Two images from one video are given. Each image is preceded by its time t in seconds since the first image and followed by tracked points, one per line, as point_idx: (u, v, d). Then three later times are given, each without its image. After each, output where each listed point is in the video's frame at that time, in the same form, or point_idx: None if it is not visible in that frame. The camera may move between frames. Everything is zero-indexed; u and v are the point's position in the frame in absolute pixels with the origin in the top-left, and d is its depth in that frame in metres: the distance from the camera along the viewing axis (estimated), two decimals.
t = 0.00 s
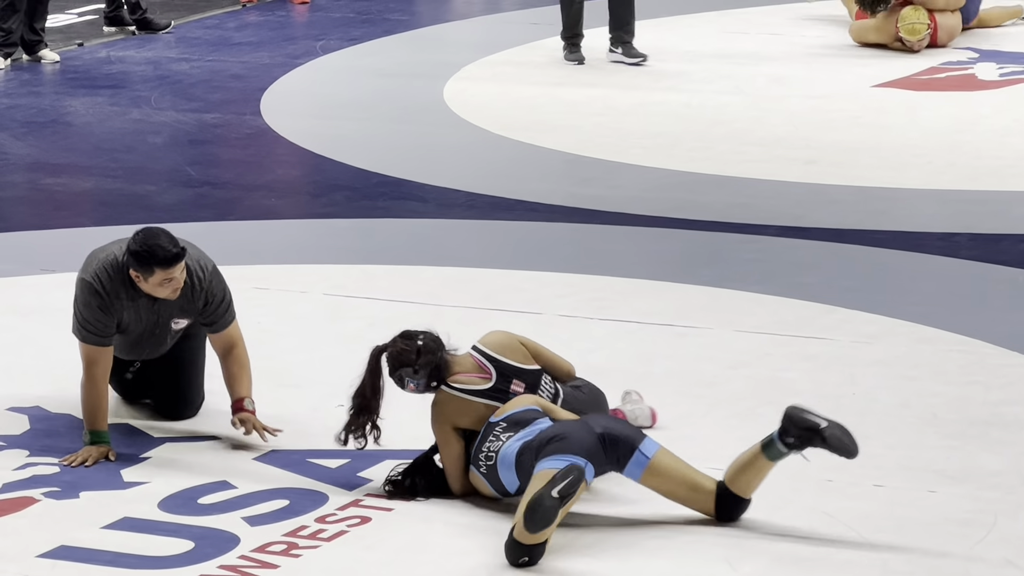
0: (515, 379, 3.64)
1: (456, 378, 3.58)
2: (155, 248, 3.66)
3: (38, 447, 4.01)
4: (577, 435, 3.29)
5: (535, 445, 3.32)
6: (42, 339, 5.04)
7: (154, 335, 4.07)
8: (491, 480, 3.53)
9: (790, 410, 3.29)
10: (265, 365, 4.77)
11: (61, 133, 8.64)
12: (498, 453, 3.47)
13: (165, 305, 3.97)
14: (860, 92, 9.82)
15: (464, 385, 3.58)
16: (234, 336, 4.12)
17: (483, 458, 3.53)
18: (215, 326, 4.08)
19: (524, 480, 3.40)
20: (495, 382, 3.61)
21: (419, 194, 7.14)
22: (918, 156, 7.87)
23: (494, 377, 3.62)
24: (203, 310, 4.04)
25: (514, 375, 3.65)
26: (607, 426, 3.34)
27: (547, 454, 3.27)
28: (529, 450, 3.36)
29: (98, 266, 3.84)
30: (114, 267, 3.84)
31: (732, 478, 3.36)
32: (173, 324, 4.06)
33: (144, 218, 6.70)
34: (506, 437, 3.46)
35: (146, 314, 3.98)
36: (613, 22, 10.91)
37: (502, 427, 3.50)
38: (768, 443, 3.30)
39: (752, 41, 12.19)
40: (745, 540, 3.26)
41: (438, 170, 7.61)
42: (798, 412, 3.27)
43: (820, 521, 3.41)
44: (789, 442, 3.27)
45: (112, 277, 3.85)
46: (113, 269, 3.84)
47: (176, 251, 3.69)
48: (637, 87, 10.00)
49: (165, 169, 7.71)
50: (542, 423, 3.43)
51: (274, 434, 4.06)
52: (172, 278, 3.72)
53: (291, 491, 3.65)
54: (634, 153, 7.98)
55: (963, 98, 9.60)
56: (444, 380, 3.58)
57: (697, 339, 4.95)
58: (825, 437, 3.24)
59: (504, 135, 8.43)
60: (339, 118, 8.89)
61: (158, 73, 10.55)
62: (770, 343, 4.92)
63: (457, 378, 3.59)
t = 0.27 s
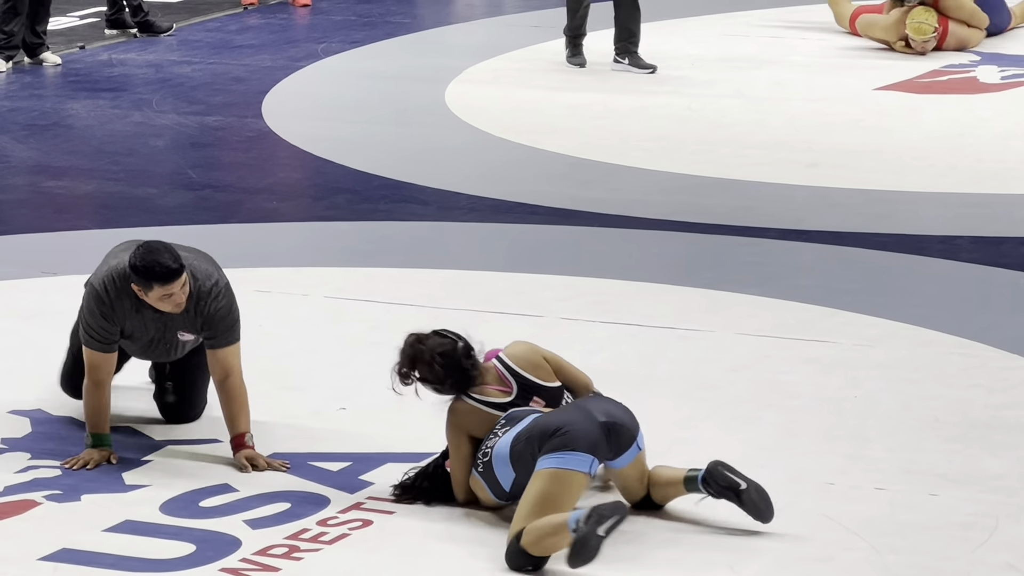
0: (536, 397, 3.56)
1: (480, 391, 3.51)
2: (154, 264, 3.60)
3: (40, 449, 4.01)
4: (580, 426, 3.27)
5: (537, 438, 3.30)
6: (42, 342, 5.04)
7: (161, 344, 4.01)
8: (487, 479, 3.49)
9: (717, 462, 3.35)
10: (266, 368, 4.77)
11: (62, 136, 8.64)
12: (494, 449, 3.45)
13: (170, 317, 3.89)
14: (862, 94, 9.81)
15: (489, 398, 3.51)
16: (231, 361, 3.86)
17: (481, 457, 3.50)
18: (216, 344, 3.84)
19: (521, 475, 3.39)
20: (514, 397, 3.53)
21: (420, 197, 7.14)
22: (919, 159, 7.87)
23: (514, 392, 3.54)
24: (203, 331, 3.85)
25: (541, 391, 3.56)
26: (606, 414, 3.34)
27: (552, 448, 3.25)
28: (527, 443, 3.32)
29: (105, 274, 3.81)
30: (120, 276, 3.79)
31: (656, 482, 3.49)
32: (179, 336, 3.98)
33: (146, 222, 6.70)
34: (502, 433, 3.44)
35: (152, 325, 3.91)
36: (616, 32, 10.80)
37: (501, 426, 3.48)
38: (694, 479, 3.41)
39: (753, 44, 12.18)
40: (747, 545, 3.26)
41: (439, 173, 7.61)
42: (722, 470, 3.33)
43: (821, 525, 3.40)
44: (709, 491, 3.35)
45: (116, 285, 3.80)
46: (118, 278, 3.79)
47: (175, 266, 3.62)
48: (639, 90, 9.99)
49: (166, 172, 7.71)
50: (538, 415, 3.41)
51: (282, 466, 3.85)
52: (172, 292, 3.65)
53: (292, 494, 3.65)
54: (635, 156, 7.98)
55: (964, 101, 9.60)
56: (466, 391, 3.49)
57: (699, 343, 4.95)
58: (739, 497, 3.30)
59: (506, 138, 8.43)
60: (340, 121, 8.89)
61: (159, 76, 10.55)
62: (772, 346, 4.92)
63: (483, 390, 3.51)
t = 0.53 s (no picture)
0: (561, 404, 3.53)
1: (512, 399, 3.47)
2: (173, 266, 3.61)
3: (41, 451, 4.02)
4: (620, 441, 3.26)
5: (570, 445, 3.27)
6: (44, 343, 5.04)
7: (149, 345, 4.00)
8: (515, 479, 3.43)
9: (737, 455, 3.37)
10: (267, 370, 4.77)
11: (64, 138, 8.65)
12: (523, 448, 3.38)
13: (167, 321, 3.88)
14: (863, 97, 9.82)
15: (520, 405, 3.47)
16: (238, 374, 3.86)
17: (508, 455, 3.43)
18: (219, 358, 3.85)
19: (552, 474, 3.33)
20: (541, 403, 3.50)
21: (422, 199, 7.14)
22: (920, 161, 7.87)
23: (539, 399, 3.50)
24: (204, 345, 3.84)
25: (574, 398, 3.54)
26: (645, 428, 3.34)
27: (586, 460, 3.24)
28: (560, 449, 3.29)
29: (116, 262, 3.81)
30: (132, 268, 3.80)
31: (674, 484, 3.47)
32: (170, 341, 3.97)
33: (147, 224, 6.71)
34: (531, 431, 3.39)
35: (147, 325, 3.90)
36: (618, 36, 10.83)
37: (528, 424, 3.43)
38: (713, 475, 3.41)
39: (754, 47, 12.19)
40: (747, 549, 3.26)
41: (440, 176, 7.61)
42: (742, 460, 3.34)
43: (824, 527, 3.41)
44: (729, 483, 3.37)
45: (125, 277, 3.80)
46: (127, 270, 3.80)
47: (193, 276, 3.62)
48: (640, 93, 9.99)
49: (168, 174, 7.71)
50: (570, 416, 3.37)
51: (285, 468, 3.86)
52: (181, 301, 3.65)
53: (294, 496, 3.66)
54: (636, 159, 7.98)
55: (966, 103, 9.60)
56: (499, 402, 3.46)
57: (700, 345, 4.95)
58: (761, 488, 3.32)
59: (507, 140, 8.44)
60: (342, 124, 8.90)
61: (161, 79, 10.56)
62: (773, 348, 4.92)
63: (515, 398, 3.48)
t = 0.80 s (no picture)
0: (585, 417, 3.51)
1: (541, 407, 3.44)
2: (198, 256, 3.61)
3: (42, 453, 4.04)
4: (664, 475, 3.27)
5: (613, 468, 3.24)
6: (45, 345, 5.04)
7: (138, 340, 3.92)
8: (543, 481, 3.33)
9: (749, 479, 3.37)
10: (269, 372, 4.77)
11: (65, 140, 8.64)
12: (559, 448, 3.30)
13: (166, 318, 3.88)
14: (864, 99, 9.81)
15: (545, 414, 3.45)
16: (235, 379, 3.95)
17: (539, 455, 3.34)
18: (213, 363, 3.94)
19: (587, 486, 3.28)
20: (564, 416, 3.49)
21: (423, 201, 7.14)
22: (922, 163, 7.87)
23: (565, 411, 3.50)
24: (203, 348, 3.93)
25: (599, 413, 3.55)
26: (684, 463, 3.35)
27: (627, 488, 3.22)
28: (601, 464, 3.26)
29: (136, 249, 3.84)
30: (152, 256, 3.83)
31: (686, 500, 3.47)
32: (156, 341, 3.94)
33: (148, 226, 6.70)
34: (568, 433, 3.33)
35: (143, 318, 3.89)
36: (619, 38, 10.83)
37: (563, 427, 3.38)
38: (726, 494, 3.41)
39: (756, 48, 12.18)
40: (748, 551, 3.26)
41: (442, 177, 7.61)
42: (753, 485, 3.35)
43: (825, 529, 3.41)
44: (741, 506, 3.37)
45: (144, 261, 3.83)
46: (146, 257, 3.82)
47: (218, 270, 3.64)
48: (642, 94, 9.99)
49: (169, 176, 7.71)
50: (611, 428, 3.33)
51: (285, 470, 3.85)
52: (199, 292, 3.67)
53: (295, 498, 3.66)
54: (638, 161, 7.97)
55: (967, 105, 9.60)
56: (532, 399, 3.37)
57: (702, 347, 4.94)
58: (773, 512, 3.31)
59: (508, 142, 8.43)
60: (343, 126, 8.89)
61: (162, 80, 10.56)
62: (774, 350, 4.91)
63: (540, 406, 3.44)
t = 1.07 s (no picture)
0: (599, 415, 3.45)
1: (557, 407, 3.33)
2: (193, 248, 3.57)
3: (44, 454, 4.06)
4: (689, 496, 3.23)
5: (641, 484, 3.21)
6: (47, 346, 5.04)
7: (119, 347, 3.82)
8: (562, 482, 3.28)
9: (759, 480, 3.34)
10: (270, 373, 4.77)
11: (67, 141, 8.64)
12: (585, 455, 3.26)
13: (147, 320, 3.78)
14: (866, 99, 9.81)
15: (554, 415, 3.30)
16: (220, 383, 3.90)
17: (557, 455, 3.28)
18: (198, 369, 3.88)
19: (612, 494, 3.25)
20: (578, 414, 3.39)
21: (424, 202, 7.14)
22: (923, 164, 7.87)
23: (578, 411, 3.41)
24: (186, 354, 3.87)
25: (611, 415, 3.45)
26: (708, 484, 3.31)
27: (650, 510, 3.20)
28: (629, 480, 3.22)
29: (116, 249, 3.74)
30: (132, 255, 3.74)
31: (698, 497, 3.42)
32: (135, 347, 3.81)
33: (149, 227, 6.71)
34: (591, 437, 3.29)
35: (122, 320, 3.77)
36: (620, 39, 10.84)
37: (579, 426, 3.33)
38: (738, 493, 3.35)
39: (757, 49, 12.19)
40: (750, 553, 3.26)
41: (443, 178, 7.62)
42: (762, 487, 3.32)
43: (826, 530, 3.41)
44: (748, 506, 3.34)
45: (128, 258, 3.73)
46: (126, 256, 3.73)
47: (214, 261, 3.60)
48: (643, 95, 10.00)
49: (170, 177, 7.72)
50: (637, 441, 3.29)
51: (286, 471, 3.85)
52: (195, 284, 3.61)
53: (296, 499, 3.66)
54: (639, 161, 7.98)
55: (969, 106, 9.60)
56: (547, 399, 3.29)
57: (703, 348, 4.94)
58: (777, 516, 3.31)
59: (510, 143, 8.43)
60: (345, 126, 8.90)
61: (164, 81, 10.56)
62: (775, 351, 4.91)
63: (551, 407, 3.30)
